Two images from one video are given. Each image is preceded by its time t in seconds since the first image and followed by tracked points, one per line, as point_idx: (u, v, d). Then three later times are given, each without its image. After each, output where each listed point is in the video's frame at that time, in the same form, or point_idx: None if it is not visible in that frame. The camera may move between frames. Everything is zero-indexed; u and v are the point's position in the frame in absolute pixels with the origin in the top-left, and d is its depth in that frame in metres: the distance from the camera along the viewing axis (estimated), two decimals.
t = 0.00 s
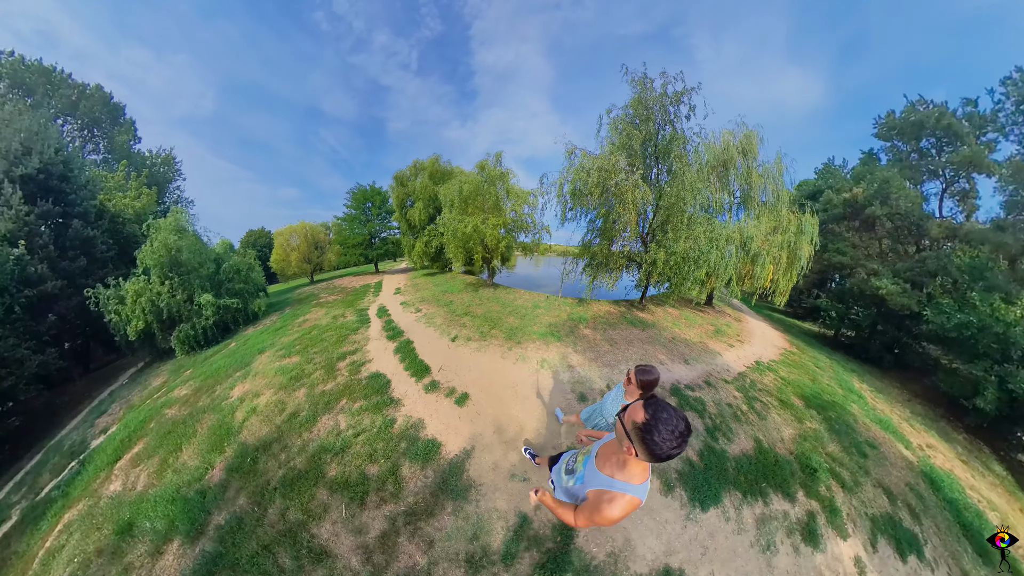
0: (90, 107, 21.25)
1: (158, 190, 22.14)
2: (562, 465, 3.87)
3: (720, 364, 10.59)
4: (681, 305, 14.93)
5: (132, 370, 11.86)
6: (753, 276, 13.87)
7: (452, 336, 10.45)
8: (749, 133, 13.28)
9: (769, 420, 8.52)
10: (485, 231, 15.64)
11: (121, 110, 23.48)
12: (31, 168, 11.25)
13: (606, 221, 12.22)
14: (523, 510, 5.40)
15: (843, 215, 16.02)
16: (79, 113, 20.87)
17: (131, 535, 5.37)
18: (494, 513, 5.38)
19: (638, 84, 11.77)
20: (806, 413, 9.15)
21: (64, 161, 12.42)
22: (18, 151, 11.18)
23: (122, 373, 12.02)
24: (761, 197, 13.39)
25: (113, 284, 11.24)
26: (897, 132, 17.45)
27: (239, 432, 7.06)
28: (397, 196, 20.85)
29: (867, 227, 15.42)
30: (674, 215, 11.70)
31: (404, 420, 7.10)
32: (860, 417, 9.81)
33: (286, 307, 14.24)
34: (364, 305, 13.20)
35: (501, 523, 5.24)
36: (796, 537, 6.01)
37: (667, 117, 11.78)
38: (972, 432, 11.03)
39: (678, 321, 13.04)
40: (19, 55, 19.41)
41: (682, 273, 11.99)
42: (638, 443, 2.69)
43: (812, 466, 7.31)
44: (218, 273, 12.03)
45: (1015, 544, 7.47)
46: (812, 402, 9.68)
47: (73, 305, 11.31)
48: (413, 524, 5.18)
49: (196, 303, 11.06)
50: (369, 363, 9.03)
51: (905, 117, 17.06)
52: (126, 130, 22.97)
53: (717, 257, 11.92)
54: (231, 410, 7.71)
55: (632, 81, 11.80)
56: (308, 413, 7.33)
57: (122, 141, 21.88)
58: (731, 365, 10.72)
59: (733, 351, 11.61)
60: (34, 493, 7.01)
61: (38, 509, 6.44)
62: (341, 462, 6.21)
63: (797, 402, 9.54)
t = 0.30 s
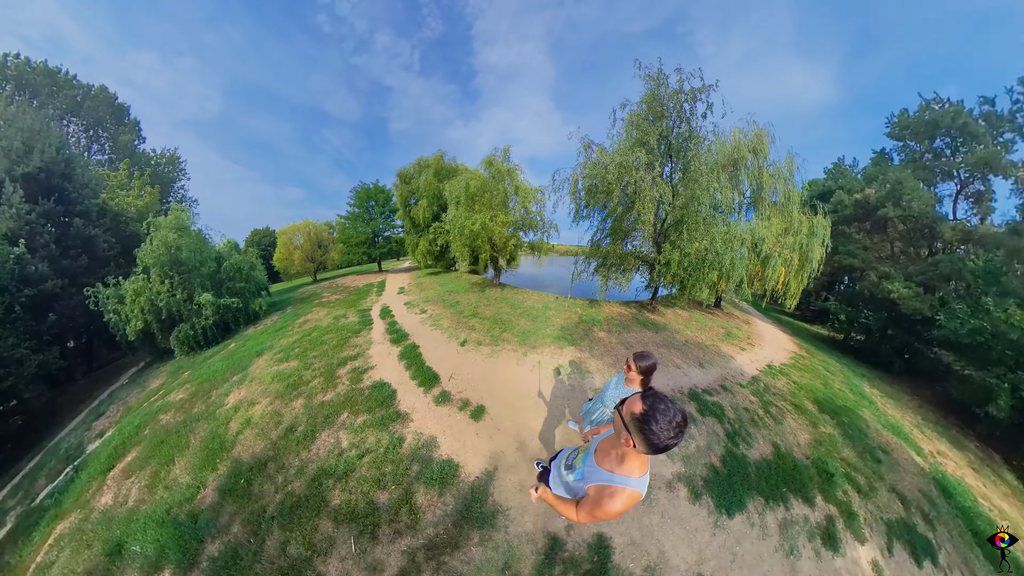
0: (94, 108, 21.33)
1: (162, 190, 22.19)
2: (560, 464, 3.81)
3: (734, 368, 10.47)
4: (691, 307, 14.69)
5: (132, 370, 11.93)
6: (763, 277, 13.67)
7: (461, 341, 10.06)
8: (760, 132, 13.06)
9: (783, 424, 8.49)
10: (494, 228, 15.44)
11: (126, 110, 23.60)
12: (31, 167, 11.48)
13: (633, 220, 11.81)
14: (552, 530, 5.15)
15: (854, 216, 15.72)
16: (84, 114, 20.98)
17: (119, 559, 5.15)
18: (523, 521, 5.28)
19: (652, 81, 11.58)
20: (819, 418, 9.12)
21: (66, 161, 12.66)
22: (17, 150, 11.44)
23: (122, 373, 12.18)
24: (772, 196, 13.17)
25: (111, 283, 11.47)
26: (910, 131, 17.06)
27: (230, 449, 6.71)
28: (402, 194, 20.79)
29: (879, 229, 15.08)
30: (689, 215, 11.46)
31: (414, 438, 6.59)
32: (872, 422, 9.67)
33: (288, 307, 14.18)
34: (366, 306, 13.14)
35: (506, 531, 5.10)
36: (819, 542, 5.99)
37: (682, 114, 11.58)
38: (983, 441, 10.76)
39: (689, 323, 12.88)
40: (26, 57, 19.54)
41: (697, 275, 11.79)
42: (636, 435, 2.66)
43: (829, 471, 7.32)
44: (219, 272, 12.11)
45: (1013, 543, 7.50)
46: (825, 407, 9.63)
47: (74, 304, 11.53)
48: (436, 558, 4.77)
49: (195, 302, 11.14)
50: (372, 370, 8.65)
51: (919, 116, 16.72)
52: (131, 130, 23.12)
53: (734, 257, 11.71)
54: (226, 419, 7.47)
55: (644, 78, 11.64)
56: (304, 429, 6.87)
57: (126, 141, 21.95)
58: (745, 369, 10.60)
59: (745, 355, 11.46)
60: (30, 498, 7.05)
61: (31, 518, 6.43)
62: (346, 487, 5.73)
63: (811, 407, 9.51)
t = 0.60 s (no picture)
0: (96, 107, 21.29)
1: (165, 190, 22.18)
2: (563, 473, 3.73)
3: (749, 372, 10.32)
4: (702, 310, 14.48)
5: (131, 371, 12.01)
6: (774, 280, 13.47)
7: (472, 347, 9.67)
8: (772, 131, 12.81)
9: (800, 430, 8.43)
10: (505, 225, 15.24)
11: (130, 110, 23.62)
12: (30, 166, 11.68)
13: (645, 221, 11.75)
14: (591, 552, 4.94)
15: (865, 217, 15.39)
16: (87, 114, 20.98)
17: None
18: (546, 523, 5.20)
19: (668, 77, 11.30)
20: (833, 423, 9.03)
21: (66, 159, 12.82)
22: (16, 150, 11.65)
23: (122, 373, 12.29)
24: (783, 197, 12.93)
25: (111, 282, 11.73)
26: (923, 131, 16.71)
27: (222, 469, 6.33)
28: (405, 192, 20.69)
29: (891, 232, 14.77)
30: (705, 216, 11.27)
31: (427, 464, 5.99)
32: (884, 429, 9.51)
33: (288, 307, 14.13)
34: (368, 307, 13.07)
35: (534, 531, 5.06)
36: (840, 547, 6.11)
37: (700, 112, 11.28)
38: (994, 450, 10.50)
39: (700, 326, 12.70)
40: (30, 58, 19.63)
41: (712, 278, 11.61)
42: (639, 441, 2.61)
43: (845, 476, 7.38)
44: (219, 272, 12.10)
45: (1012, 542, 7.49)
46: (838, 412, 9.53)
47: (72, 304, 11.68)
48: None
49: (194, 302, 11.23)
50: (375, 382, 8.12)
51: (933, 115, 16.34)
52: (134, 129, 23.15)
53: (751, 259, 11.68)
54: (219, 432, 7.20)
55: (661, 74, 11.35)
56: (301, 451, 6.35)
57: (128, 140, 21.93)
58: (760, 373, 10.44)
59: (758, 359, 11.29)
60: (24, 507, 7.07)
61: (23, 530, 6.41)
62: (354, 522, 5.20)
63: (824, 411, 9.40)
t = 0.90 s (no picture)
0: (99, 107, 21.21)
1: (169, 190, 22.15)
2: (565, 476, 3.57)
3: (763, 378, 10.18)
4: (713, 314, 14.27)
5: (133, 372, 12.18)
6: (786, 284, 13.34)
7: (485, 356, 9.41)
8: (786, 131, 12.54)
9: (814, 436, 8.34)
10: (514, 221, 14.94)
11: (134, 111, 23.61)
12: (30, 165, 11.74)
13: (657, 221, 11.54)
14: (628, 570, 4.96)
15: (877, 219, 15.10)
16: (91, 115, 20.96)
17: None
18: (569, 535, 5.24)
19: (685, 75, 11.11)
20: (845, 430, 8.87)
21: (65, 159, 12.84)
22: (18, 149, 11.71)
23: (123, 374, 12.47)
24: (795, 199, 12.68)
25: (110, 283, 11.79)
26: (937, 132, 16.31)
27: (216, 496, 6.01)
28: (409, 190, 20.59)
29: (903, 234, 14.50)
30: (721, 219, 11.06)
31: (447, 496, 5.61)
32: (896, 436, 9.34)
33: (288, 308, 14.13)
34: (370, 309, 12.99)
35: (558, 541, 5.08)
36: (857, 556, 6.06)
37: (719, 111, 11.03)
38: (1008, 460, 10.18)
39: (712, 330, 12.53)
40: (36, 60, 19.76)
41: (728, 281, 11.60)
42: (647, 455, 2.40)
43: (859, 483, 7.32)
44: (219, 271, 12.10)
45: (1013, 544, 7.42)
46: (850, 419, 9.35)
47: (74, 305, 11.77)
48: None
49: (191, 303, 11.20)
50: (378, 399, 7.74)
51: (948, 115, 15.95)
52: (138, 129, 23.14)
53: (766, 264, 11.56)
54: (212, 449, 6.99)
55: (679, 70, 11.15)
56: (301, 480, 5.95)
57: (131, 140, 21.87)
58: (773, 379, 10.28)
59: (770, 364, 11.14)
60: (18, 518, 7.07)
61: (16, 545, 6.40)
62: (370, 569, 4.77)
63: (837, 419, 9.22)
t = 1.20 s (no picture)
0: (103, 107, 21.16)
1: (173, 189, 22.17)
2: (566, 478, 3.52)
3: (776, 383, 10.00)
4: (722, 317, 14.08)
5: (133, 373, 12.26)
6: (796, 289, 13.21)
7: (498, 363, 9.21)
8: (797, 131, 12.27)
9: (829, 443, 8.18)
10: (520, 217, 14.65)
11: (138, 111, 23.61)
12: (31, 164, 11.74)
13: (666, 223, 11.40)
14: None
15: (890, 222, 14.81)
16: (96, 115, 20.96)
17: None
18: (602, 551, 5.25)
19: (700, 72, 10.89)
20: (857, 437, 8.71)
21: (65, 159, 12.84)
22: (18, 148, 11.71)
23: (122, 375, 12.54)
24: (807, 201, 12.42)
25: (108, 284, 11.72)
26: (952, 132, 15.92)
27: (207, 523, 5.83)
28: (412, 188, 20.41)
29: (915, 237, 14.18)
30: (738, 224, 10.89)
31: (471, 525, 5.39)
32: (908, 445, 9.16)
33: (289, 308, 14.09)
34: (372, 310, 12.92)
35: (590, 560, 5.08)
36: (874, 563, 6.01)
37: (737, 110, 10.82)
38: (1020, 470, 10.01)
39: (723, 333, 12.35)
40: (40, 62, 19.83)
41: (741, 286, 11.37)
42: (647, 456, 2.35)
43: (874, 491, 7.22)
44: (219, 270, 12.05)
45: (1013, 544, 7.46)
46: (863, 426, 9.18)
47: (73, 305, 11.78)
48: None
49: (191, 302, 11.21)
50: (382, 414, 7.55)
51: (963, 115, 15.54)
52: (141, 129, 23.14)
53: (782, 267, 11.33)
54: (204, 467, 6.87)
55: (694, 67, 10.94)
56: (300, 510, 5.70)
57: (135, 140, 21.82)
58: (785, 385, 10.11)
59: (782, 369, 10.97)
60: (13, 526, 7.12)
61: (9, 555, 6.45)
62: None
63: (850, 426, 9.03)
